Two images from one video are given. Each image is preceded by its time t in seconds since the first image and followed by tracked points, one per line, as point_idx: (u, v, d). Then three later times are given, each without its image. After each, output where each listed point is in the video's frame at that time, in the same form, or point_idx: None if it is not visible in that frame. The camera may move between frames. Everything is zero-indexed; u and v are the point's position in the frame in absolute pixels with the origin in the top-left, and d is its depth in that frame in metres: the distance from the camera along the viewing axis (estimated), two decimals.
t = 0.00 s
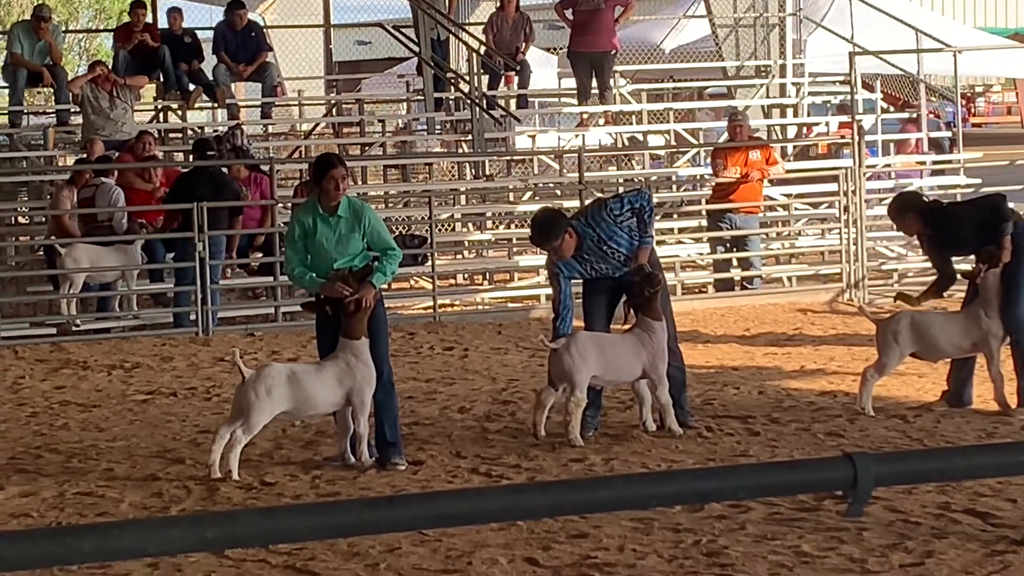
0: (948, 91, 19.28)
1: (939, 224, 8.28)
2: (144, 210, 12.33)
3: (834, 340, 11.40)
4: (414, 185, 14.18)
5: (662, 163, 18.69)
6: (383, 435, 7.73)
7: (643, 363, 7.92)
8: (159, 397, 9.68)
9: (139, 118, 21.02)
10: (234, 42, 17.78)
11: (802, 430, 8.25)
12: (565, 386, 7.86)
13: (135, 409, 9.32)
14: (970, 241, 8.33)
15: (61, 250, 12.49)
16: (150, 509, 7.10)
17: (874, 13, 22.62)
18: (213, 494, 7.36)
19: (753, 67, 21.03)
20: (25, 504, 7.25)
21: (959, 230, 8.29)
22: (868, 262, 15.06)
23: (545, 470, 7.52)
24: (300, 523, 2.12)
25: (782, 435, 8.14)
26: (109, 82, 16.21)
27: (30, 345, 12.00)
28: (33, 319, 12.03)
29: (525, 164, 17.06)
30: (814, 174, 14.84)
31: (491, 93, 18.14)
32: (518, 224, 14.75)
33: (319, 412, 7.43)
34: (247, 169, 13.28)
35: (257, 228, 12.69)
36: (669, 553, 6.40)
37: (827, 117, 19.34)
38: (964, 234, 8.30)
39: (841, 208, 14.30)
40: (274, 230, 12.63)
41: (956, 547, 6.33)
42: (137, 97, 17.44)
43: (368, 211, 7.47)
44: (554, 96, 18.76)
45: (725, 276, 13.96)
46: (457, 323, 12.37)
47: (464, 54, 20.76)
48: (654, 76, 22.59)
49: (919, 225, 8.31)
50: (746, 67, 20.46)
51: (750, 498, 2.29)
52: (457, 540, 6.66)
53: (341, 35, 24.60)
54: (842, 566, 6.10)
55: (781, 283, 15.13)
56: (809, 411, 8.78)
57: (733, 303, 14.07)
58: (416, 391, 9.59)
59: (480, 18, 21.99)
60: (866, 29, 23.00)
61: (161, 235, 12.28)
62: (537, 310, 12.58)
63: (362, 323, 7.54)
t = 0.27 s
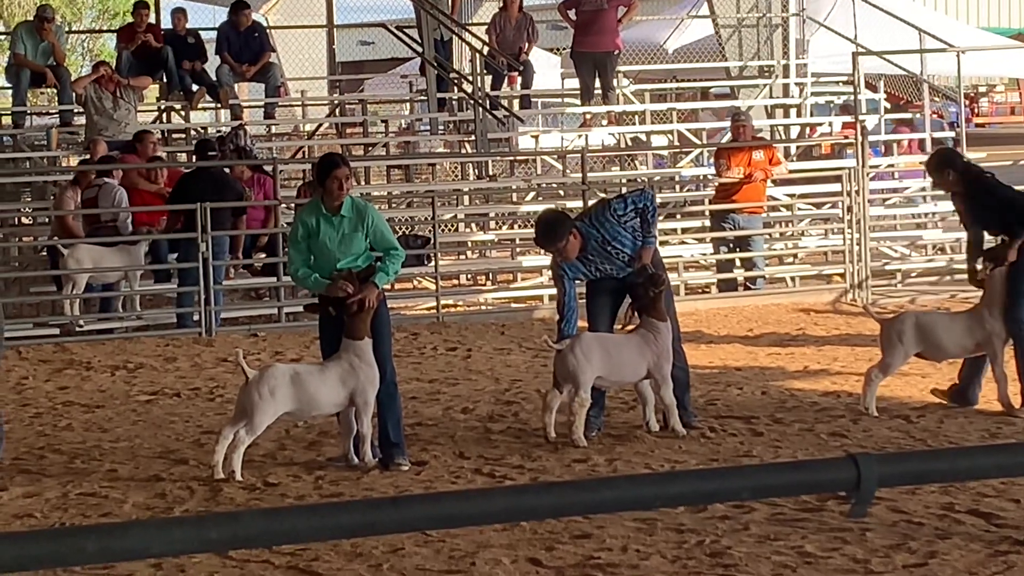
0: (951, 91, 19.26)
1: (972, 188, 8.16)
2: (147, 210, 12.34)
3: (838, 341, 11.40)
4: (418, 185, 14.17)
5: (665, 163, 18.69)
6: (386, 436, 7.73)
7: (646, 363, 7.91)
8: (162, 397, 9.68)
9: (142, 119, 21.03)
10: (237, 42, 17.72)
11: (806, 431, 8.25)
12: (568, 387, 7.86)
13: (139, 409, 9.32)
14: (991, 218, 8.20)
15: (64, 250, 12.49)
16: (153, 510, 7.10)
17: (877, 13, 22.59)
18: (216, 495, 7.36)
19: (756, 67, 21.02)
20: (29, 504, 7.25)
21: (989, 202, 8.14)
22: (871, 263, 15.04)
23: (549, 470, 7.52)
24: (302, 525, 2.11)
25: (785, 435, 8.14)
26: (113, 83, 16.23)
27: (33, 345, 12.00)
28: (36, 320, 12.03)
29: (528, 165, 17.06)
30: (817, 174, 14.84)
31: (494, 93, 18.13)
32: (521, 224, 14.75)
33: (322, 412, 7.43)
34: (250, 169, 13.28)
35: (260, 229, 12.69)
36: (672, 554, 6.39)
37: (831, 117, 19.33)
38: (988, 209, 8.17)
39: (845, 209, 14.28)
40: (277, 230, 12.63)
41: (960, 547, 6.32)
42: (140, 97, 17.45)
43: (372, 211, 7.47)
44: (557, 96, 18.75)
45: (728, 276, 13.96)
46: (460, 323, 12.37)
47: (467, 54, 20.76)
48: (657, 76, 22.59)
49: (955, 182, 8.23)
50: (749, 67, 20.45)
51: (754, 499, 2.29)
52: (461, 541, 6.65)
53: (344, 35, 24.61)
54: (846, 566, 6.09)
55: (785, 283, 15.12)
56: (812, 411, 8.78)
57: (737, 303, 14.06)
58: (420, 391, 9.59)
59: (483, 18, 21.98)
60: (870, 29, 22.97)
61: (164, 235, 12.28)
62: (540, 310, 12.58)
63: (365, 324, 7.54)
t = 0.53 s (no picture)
0: (954, 92, 19.24)
1: (1008, 171, 7.93)
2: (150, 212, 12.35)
3: (841, 342, 11.40)
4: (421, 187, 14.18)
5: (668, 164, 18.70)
6: (389, 437, 7.73)
7: (649, 365, 7.91)
8: (166, 399, 9.69)
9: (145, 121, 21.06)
10: (240, 44, 17.68)
11: (808, 432, 8.25)
12: (571, 389, 7.85)
13: (142, 411, 9.33)
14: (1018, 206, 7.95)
15: (67, 252, 12.50)
16: (157, 512, 7.11)
17: (881, 14, 22.59)
18: (220, 497, 7.36)
19: (759, 69, 21.02)
20: (32, 506, 7.26)
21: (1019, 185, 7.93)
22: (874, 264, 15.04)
23: (552, 472, 7.53)
24: (306, 525, 2.11)
25: (788, 437, 8.14)
26: (117, 84, 16.24)
27: (36, 347, 12.02)
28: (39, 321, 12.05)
29: (531, 167, 17.07)
30: (820, 175, 14.84)
31: (497, 94, 18.14)
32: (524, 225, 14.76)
33: (325, 414, 7.43)
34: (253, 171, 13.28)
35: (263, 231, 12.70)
36: (675, 555, 6.39)
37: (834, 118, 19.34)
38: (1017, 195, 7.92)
39: (848, 210, 14.28)
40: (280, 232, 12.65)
41: (962, 548, 6.33)
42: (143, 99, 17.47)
43: (375, 212, 7.48)
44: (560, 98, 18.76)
45: (731, 278, 13.97)
46: (463, 325, 12.38)
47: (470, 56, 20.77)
48: (660, 78, 22.58)
49: (992, 165, 7.98)
50: (752, 68, 20.45)
51: (757, 499, 2.29)
52: (463, 542, 6.66)
53: (347, 37, 24.62)
54: (849, 567, 6.10)
55: (787, 284, 15.12)
56: (815, 412, 8.78)
57: (739, 305, 14.08)
58: (423, 393, 9.60)
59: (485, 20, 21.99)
60: (873, 31, 22.97)
61: (167, 237, 12.29)
62: (543, 312, 12.59)
63: (369, 325, 7.53)
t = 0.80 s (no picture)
0: (956, 94, 19.21)
1: None
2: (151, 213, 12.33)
3: (842, 343, 11.40)
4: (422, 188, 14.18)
5: (669, 166, 18.69)
6: (391, 438, 7.73)
7: (651, 366, 7.91)
8: (167, 400, 9.68)
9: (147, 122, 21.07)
10: (241, 44, 17.63)
11: (810, 434, 8.24)
12: (572, 390, 7.85)
13: (143, 412, 9.32)
14: None
15: (69, 253, 12.50)
16: (158, 513, 7.11)
17: (882, 15, 22.59)
18: (221, 498, 7.36)
19: (760, 70, 21.02)
20: (33, 507, 7.26)
21: None
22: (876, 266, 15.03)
23: (553, 473, 7.52)
24: (310, 527, 2.10)
25: (790, 438, 8.13)
26: (120, 86, 16.22)
27: (37, 347, 12.01)
28: (40, 322, 12.04)
29: (532, 168, 17.06)
30: (821, 176, 14.84)
31: (499, 96, 18.13)
32: (526, 226, 14.76)
33: (326, 415, 7.42)
34: (254, 172, 13.28)
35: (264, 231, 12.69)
36: (677, 557, 6.39)
37: (835, 120, 19.32)
38: None
39: (849, 212, 14.26)
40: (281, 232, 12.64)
41: (964, 550, 6.32)
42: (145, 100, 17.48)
43: (376, 213, 7.48)
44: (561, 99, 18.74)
45: (733, 279, 13.96)
46: (465, 326, 12.38)
47: (472, 57, 20.75)
48: (662, 79, 22.57)
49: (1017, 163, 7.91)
50: (754, 70, 20.44)
51: (761, 501, 2.29)
52: (465, 544, 6.65)
53: (348, 39, 24.62)
54: (851, 569, 6.09)
55: (789, 286, 15.12)
56: (817, 414, 8.77)
57: (741, 306, 14.07)
58: (424, 394, 9.59)
59: (487, 22, 22.00)
60: (874, 32, 22.96)
61: (169, 238, 12.28)
62: (545, 313, 12.59)
63: (370, 326, 7.52)
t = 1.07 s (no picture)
0: (956, 95, 19.19)
1: None
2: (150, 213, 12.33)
3: (842, 344, 11.40)
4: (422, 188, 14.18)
5: (669, 166, 18.69)
6: (391, 438, 7.73)
7: (651, 366, 7.92)
8: (167, 400, 9.68)
9: (146, 122, 21.07)
10: (241, 44, 17.62)
11: (810, 434, 8.24)
12: (572, 390, 7.85)
13: (143, 412, 9.32)
14: None
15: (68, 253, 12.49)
16: (157, 512, 7.11)
17: (882, 16, 22.60)
18: (221, 497, 7.36)
19: (760, 71, 21.03)
20: (32, 506, 7.25)
21: None
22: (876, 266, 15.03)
23: (553, 473, 7.52)
24: (310, 528, 2.10)
25: (789, 438, 8.14)
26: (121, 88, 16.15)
27: (37, 347, 12.00)
28: (40, 322, 12.03)
29: (532, 168, 17.06)
30: (821, 177, 14.83)
31: (499, 96, 18.12)
32: (526, 227, 14.76)
33: (327, 415, 7.43)
34: (255, 172, 13.27)
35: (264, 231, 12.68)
36: (676, 557, 6.39)
37: (835, 121, 19.32)
38: None
39: (849, 212, 14.27)
40: (281, 232, 12.64)
41: (963, 551, 6.32)
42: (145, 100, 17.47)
43: (375, 212, 7.48)
44: (561, 99, 18.74)
45: (733, 280, 13.96)
46: (464, 327, 12.38)
47: (472, 57, 20.75)
48: (662, 79, 22.57)
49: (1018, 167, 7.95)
50: (754, 70, 20.44)
51: (760, 501, 2.29)
52: (465, 544, 6.65)
53: (348, 39, 24.62)
54: (850, 569, 6.10)
55: (789, 287, 15.12)
56: (817, 414, 8.78)
57: (740, 306, 14.08)
58: (424, 394, 9.59)
59: (487, 22, 21.99)
60: (874, 32, 22.97)
61: (169, 238, 12.28)
62: (545, 313, 12.59)
63: (370, 326, 7.53)
